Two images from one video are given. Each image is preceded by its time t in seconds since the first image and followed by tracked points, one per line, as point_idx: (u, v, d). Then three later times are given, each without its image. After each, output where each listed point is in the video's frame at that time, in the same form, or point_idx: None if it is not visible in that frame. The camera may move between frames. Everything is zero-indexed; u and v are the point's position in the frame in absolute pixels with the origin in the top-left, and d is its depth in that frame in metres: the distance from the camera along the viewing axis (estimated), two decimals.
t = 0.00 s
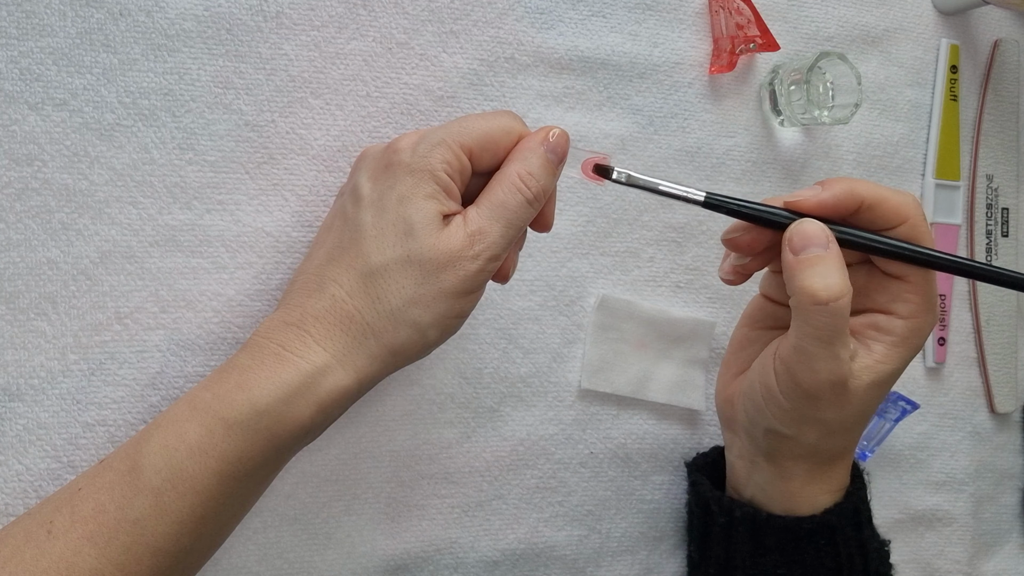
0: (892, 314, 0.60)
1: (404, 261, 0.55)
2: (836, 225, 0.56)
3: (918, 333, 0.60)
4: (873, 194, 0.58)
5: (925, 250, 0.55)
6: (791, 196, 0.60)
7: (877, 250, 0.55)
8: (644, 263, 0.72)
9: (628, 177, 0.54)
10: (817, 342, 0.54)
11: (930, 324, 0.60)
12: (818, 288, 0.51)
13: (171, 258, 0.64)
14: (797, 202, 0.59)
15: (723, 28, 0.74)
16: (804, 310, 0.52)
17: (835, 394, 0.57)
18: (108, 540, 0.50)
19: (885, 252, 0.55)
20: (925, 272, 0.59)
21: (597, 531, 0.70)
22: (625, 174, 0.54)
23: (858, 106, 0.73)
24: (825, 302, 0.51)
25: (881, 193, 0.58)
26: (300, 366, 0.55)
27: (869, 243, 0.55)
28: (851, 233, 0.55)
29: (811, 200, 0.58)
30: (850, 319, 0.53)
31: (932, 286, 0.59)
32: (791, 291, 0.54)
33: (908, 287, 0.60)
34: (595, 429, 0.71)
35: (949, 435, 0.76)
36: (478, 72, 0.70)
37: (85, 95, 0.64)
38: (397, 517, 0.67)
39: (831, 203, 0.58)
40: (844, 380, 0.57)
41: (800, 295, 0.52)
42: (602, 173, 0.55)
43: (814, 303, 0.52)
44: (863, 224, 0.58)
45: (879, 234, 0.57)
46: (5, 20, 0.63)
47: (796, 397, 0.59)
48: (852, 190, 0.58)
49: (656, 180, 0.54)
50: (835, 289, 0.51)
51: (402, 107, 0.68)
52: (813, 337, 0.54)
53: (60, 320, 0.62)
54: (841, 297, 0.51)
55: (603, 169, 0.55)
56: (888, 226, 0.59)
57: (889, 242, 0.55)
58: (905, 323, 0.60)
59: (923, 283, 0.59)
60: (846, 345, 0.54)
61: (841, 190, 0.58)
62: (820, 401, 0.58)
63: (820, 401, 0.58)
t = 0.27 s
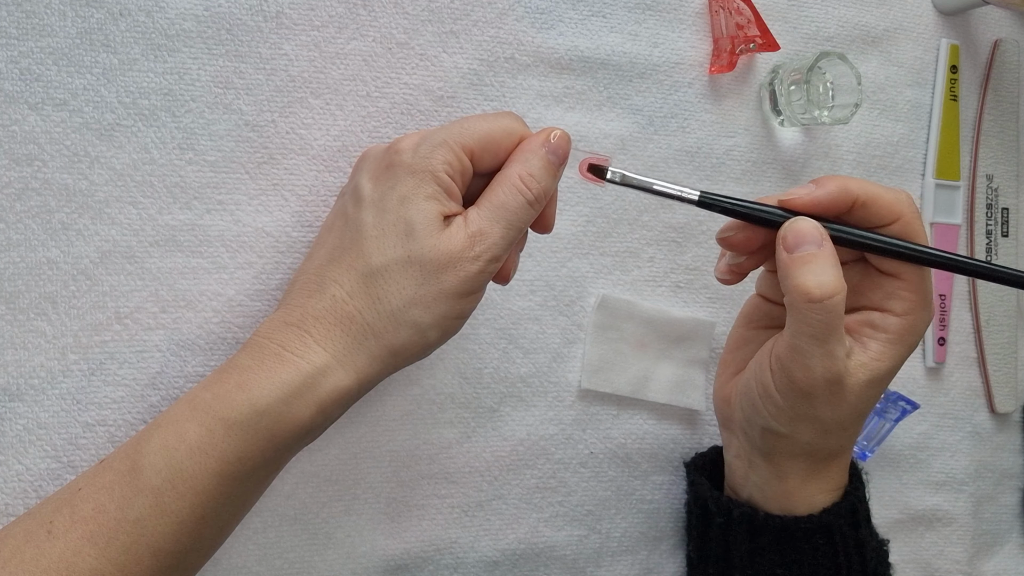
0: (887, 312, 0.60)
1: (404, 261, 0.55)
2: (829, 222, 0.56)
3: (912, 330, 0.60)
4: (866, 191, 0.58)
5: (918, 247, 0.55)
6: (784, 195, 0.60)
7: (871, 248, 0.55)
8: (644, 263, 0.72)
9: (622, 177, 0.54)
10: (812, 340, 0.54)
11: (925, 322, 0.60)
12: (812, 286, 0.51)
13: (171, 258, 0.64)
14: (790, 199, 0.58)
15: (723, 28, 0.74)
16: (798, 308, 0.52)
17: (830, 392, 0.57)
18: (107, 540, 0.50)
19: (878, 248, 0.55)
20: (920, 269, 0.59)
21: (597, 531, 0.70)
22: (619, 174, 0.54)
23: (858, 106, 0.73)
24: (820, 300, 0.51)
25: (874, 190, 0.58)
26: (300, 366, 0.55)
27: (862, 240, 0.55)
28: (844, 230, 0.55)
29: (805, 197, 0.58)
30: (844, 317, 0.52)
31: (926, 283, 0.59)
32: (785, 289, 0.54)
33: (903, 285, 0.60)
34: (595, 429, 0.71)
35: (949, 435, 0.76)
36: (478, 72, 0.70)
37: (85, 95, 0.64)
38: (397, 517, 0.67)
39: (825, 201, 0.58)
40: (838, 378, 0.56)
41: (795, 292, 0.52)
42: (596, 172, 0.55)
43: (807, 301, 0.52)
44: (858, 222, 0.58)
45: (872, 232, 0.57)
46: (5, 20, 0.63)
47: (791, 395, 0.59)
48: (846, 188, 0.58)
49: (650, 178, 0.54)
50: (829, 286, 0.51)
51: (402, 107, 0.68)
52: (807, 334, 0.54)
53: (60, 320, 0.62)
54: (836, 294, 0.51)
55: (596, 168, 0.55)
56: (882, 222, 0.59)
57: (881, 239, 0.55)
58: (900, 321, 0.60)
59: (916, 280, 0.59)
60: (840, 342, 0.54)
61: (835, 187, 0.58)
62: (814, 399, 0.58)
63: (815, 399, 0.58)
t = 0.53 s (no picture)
0: (902, 314, 0.60)
1: (404, 261, 0.55)
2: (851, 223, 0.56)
3: (928, 333, 0.60)
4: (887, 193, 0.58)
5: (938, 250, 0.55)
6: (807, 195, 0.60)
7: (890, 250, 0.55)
8: (644, 263, 0.72)
9: (647, 174, 0.53)
10: (836, 346, 0.54)
11: (940, 325, 0.60)
12: (840, 291, 0.51)
13: (171, 258, 0.64)
14: (812, 199, 0.59)
15: (723, 28, 0.74)
16: (825, 314, 0.52)
17: (850, 397, 0.57)
18: (107, 540, 0.50)
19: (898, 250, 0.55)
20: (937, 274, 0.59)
21: (597, 531, 0.70)
22: (643, 171, 0.53)
23: (858, 106, 0.73)
24: (848, 305, 0.51)
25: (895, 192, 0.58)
26: (300, 366, 0.55)
27: (881, 242, 0.55)
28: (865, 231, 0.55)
29: (827, 197, 0.58)
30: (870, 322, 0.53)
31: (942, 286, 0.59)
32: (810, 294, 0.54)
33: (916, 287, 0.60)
34: (595, 429, 0.71)
35: (949, 435, 0.76)
36: (478, 72, 0.70)
37: (85, 95, 0.64)
38: (397, 517, 0.67)
39: (847, 201, 0.58)
40: (858, 383, 0.56)
41: (822, 298, 0.52)
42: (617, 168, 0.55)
43: (835, 308, 0.52)
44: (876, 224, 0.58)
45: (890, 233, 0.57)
46: (5, 20, 0.63)
47: (810, 400, 0.59)
48: (867, 189, 0.58)
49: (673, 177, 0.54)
50: (857, 291, 0.51)
51: (402, 107, 0.68)
52: (832, 340, 0.53)
53: (60, 319, 0.62)
54: (862, 300, 0.51)
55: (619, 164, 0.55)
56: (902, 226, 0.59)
57: (901, 242, 0.55)
58: (916, 324, 0.60)
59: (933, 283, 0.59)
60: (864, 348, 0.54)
61: (856, 188, 0.58)
62: (834, 404, 0.58)
63: (834, 404, 0.58)
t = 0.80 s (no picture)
0: (894, 307, 0.61)
1: (404, 262, 0.55)
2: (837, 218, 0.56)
3: (920, 325, 0.60)
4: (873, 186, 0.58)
5: (925, 242, 0.55)
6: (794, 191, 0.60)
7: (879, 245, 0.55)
8: (644, 263, 0.72)
9: (631, 177, 0.54)
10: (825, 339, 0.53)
11: (932, 316, 0.61)
12: (826, 283, 0.51)
13: (171, 258, 0.64)
14: (797, 195, 0.59)
15: (723, 28, 0.74)
16: (813, 306, 0.52)
17: (844, 391, 0.57)
18: (107, 540, 0.50)
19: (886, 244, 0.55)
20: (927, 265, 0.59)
21: (597, 531, 0.70)
22: (627, 173, 0.54)
23: (858, 105, 0.73)
24: (833, 296, 0.51)
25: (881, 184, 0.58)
26: (300, 366, 0.55)
27: (869, 237, 0.55)
28: (852, 226, 0.55)
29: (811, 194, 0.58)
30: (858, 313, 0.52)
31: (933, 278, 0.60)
32: (798, 288, 0.53)
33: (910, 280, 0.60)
34: (595, 429, 0.71)
35: (949, 435, 0.76)
36: (478, 72, 0.70)
37: (85, 95, 0.64)
38: (397, 517, 0.67)
39: (832, 196, 0.58)
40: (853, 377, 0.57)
41: (808, 291, 0.52)
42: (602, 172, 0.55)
43: (823, 299, 0.51)
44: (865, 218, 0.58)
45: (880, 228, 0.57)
46: (5, 20, 0.63)
47: (805, 395, 0.59)
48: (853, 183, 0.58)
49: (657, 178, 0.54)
50: (841, 282, 0.51)
51: (402, 107, 0.68)
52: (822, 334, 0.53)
53: (60, 319, 0.62)
54: (849, 291, 0.51)
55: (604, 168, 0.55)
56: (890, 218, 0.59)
57: (889, 235, 0.55)
58: (909, 316, 0.60)
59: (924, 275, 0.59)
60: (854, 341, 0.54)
61: (841, 183, 0.58)
62: (828, 398, 0.58)
63: (828, 398, 0.58)
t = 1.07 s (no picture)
0: (939, 298, 0.60)
1: (403, 260, 0.55)
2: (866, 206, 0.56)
3: (966, 315, 0.59)
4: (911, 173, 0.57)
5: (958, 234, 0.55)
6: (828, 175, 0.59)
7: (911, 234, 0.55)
8: (644, 263, 0.72)
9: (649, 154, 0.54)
10: (861, 336, 0.54)
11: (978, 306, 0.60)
12: (858, 280, 0.51)
13: (171, 258, 0.64)
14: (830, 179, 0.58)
15: (723, 28, 0.74)
16: (844, 303, 0.52)
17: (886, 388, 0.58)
18: (105, 538, 0.50)
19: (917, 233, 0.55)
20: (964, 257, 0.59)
21: (597, 531, 0.70)
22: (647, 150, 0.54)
23: (858, 106, 0.72)
24: (865, 293, 0.51)
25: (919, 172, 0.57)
26: (298, 365, 0.55)
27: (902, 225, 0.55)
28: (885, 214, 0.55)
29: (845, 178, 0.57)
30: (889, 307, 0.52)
31: (974, 268, 0.59)
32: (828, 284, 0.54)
33: (949, 269, 0.59)
34: (595, 429, 0.71)
35: (949, 435, 0.76)
36: (478, 72, 0.70)
37: (85, 95, 0.64)
38: (397, 517, 0.67)
39: (868, 180, 0.57)
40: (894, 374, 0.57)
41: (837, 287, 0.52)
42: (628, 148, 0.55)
43: (853, 296, 0.51)
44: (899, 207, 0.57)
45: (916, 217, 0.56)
46: (5, 21, 0.63)
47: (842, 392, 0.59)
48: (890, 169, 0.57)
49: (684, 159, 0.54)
50: (872, 278, 0.51)
51: (402, 107, 0.68)
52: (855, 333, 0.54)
53: (60, 319, 0.62)
54: (880, 287, 0.51)
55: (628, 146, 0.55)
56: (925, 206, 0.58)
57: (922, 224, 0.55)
58: (953, 306, 0.59)
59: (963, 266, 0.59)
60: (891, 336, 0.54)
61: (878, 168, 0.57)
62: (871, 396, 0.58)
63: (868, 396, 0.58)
